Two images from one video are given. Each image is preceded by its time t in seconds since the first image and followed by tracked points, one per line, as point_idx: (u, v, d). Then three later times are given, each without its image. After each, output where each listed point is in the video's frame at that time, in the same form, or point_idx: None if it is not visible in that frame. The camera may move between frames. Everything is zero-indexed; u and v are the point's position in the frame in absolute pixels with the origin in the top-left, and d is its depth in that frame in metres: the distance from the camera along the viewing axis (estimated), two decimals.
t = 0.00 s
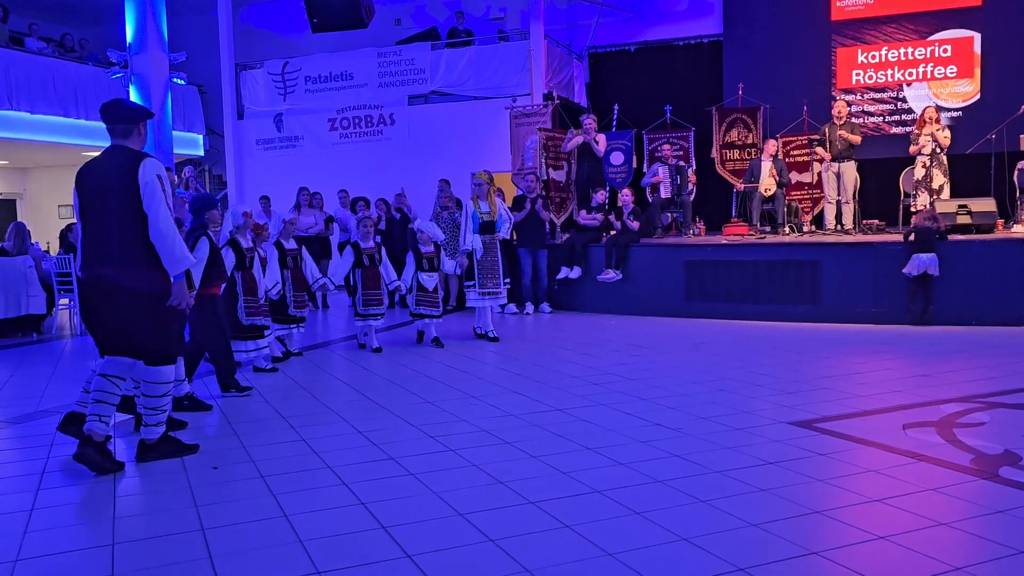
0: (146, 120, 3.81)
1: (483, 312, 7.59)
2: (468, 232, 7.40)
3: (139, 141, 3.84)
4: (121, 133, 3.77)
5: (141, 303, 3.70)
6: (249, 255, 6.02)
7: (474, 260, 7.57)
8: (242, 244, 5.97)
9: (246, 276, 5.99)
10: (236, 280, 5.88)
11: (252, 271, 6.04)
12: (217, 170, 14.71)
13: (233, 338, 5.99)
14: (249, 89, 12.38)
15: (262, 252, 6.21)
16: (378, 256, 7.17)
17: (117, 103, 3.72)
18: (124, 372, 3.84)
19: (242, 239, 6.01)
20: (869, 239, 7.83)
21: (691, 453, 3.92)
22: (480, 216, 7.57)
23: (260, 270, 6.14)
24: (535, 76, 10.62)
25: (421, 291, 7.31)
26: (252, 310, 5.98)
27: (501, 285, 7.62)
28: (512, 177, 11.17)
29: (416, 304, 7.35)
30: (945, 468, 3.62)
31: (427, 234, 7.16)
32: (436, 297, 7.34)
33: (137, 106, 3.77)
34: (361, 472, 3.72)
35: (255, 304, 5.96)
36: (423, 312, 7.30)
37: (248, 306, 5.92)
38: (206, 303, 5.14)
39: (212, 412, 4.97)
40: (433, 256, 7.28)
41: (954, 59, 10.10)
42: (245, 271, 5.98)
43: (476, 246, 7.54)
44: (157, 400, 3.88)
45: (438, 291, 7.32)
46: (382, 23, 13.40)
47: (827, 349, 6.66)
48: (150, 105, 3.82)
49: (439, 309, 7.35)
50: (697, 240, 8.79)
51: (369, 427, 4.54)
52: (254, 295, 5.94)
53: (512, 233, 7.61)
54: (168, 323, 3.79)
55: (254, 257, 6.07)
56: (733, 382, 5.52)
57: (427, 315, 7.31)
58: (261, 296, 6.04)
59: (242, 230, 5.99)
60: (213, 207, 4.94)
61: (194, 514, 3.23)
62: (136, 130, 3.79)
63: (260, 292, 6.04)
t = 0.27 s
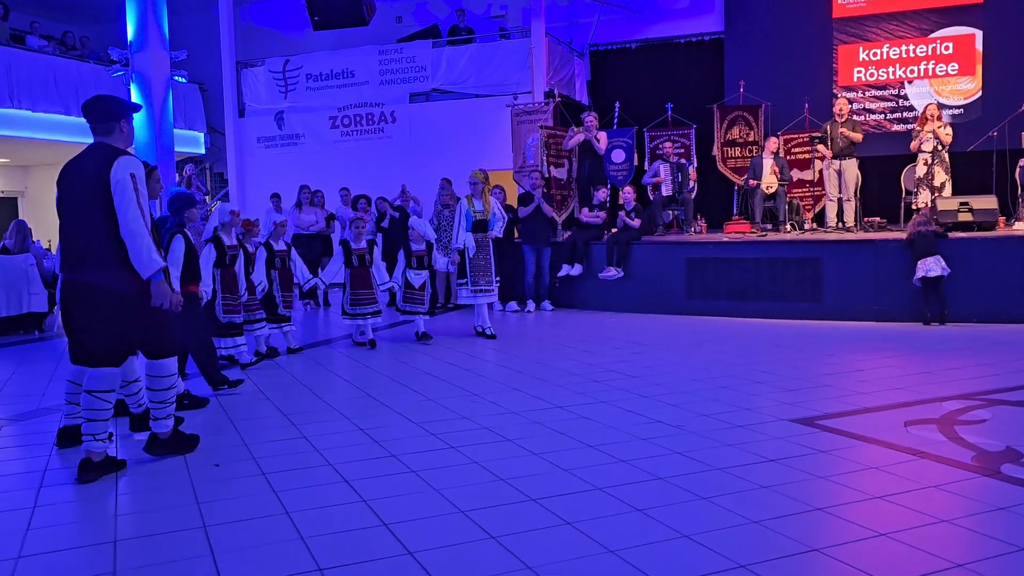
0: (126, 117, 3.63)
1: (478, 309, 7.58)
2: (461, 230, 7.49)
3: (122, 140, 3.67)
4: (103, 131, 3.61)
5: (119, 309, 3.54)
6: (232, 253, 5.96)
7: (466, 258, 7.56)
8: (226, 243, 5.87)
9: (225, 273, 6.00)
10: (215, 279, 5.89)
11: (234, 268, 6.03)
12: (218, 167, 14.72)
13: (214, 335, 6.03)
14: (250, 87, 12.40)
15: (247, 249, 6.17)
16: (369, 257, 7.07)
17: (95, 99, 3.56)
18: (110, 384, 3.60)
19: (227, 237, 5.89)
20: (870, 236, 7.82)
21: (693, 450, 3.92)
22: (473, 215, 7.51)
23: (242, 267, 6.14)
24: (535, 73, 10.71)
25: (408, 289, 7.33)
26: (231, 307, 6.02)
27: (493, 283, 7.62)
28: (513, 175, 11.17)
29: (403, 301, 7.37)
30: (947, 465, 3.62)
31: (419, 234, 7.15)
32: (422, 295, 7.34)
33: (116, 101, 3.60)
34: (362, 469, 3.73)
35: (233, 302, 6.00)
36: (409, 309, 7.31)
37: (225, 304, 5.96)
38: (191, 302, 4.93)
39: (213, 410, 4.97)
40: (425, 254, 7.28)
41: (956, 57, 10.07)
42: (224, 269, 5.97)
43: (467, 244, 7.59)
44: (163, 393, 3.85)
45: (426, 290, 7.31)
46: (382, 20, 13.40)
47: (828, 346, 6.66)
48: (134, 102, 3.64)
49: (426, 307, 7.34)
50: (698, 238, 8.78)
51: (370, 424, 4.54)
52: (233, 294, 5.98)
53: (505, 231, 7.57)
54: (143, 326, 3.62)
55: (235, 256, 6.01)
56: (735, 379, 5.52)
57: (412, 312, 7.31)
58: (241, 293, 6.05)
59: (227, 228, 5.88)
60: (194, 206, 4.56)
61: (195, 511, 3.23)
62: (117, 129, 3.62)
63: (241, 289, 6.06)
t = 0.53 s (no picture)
0: (129, 115, 3.53)
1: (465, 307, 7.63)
2: (451, 228, 7.48)
3: (122, 138, 3.57)
4: (103, 129, 3.52)
5: (98, 311, 3.37)
6: (220, 252, 5.95)
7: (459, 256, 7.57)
8: (213, 242, 5.86)
9: (213, 272, 5.97)
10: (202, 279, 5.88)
11: (223, 267, 6.01)
12: (219, 166, 14.71)
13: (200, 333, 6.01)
14: (252, 85, 12.40)
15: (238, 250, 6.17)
16: (359, 254, 7.13)
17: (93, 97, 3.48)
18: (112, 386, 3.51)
19: (215, 236, 5.90)
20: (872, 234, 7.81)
21: (696, 448, 3.92)
22: (465, 211, 7.50)
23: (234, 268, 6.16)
24: (537, 71, 10.66)
25: (400, 286, 7.39)
26: (218, 307, 6.00)
27: (485, 280, 7.62)
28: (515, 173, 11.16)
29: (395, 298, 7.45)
30: (950, 463, 3.62)
31: (410, 231, 7.17)
32: (414, 292, 7.40)
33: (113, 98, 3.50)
34: (364, 467, 3.73)
35: (219, 301, 5.97)
36: (400, 306, 7.42)
37: (211, 303, 5.92)
38: (177, 301, 4.97)
39: (215, 408, 4.97)
40: (415, 252, 7.28)
41: (958, 54, 10.05)
42: (212, 269, 5.94)
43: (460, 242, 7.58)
44: (149, 402, 3.56)
45: (417, 287, 7.37)
46: (383, 19, 13.40)
47: (830, 344, 6.66)
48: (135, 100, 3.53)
49: (418, 305, 7.44)
50: (700, 236, 8.77)
51: (371, 422, 4.54)
52: (218, 295, 5.95)
53: (500, 229, 7.49)
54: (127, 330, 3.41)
55: (225, 254, 6.00)
56: (736, 377, 5.52)
57: (403, 309, 7.42)
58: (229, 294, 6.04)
59: (214, 227, 5.87)
60: (181, 203, 4.76)
61: (198, 509, 3.24)
62: (118, 126, 3.53)
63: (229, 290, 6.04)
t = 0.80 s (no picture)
0: (134, 107, 3.39)
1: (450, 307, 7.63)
2: (439, 227, 7.48)
3: (128, 132, 3.44)
4: (109, 122, 3.40)
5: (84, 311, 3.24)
6: (215, 253, 5.89)
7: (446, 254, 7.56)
8: (207, 243, 5.81)
9: (211, 273, 5.90)
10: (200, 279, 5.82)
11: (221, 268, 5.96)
12: (221, 165, 14.72)
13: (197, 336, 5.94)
14: (253, 84, 12.42)
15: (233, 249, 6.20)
16: (346, 254, 7.19)
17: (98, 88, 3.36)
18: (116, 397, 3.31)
19: (209, 237, 5.85)
20: (874, 232, 7.81)
21: (697, 447, 3.92)
22: (452, 211, 7.51)
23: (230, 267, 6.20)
24: (539, 69, 10.65)
25: (386, 286, 7.29)
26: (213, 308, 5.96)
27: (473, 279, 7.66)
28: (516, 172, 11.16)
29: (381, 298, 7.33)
30: (951, 461, 3.62)
31: (394, 229, 7.12)
32: (399, 292, 7.30)
33: (119, 90, 3.38)
34: (365, 466, 3.74)
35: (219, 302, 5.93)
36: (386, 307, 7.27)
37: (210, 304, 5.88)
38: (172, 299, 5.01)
39: (216, 407, 4.98)
40: (398, 251, 7.20)
41: (959, 52, 10.04)
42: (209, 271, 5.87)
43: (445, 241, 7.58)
44: (120, 420, 3.31)
45: (403, 288, 7.26)
46: (385, 18, 13.40)
47: (832, 342, 6.66)
48: (139, 93, 3.37)
49: (405, 304, 7.32)
50: (702, 234, 8.78)
51: (372, 421, 4.55)
52: (219, 294, 5.91)
53: (491, 230, 7.45)
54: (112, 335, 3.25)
55: (221, 255, 5.94)
56: (738, 375, 5.52)
57: (390, 309, 7.27)
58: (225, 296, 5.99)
59: (209, 227, 5.85)
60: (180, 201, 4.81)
61: (200, 508, 3.24)
62: (124, 119, 3.40)
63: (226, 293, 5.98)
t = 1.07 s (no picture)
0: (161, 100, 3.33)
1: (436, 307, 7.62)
2: (423, 227, 7.60)
3: (156, 126, 3.38)
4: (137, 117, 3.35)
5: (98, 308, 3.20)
6: (211, 252, 5.89)
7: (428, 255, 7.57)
8: (204, 242, 5.82)
9: (209, 272, 5.89)
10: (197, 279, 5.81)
11: (218, 269, 5.95)
12: (222, 163, 14.72)
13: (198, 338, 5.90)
14: (254, 83, 12.41)
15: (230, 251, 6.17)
16: (334, 252, 7.16)
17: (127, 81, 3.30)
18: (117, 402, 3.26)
19: (205, 235, 5.85)
20: (875, 230, 7.80)
21: (699, 445, 3.92)
22: (435, 211, 7.56)
23: (229, 268, 6.16)
24: (540, 68, 10.60)
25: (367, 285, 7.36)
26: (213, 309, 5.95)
27: (453, 280, 7.55)
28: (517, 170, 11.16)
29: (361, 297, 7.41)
30: (953, 459, 3.61)
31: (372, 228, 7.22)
32: (378, 291, 7.37)
33: (149, 84, 3.31)
34: (366, 464, 3.74)
35: (219, 303, 5.95)
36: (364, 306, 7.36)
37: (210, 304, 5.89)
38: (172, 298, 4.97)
39: (217, 405, 4.98)
40: (379, 249, 7.31)
41: (961, 50, 10.04)
42: (207, 270, 5.86)
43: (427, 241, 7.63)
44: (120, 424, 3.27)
45: (382, 286, 7.34)
46: (386, 16, 13.41)
47: (833, 340, 6.66)
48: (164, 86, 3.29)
49: (382, 304, 7.40)
50: (702, 233, 8.77)
51: (373, 419, 4.55)
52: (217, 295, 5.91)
53: (479, 231, 7.46)
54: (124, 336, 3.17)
55: (217, 254, 5.94)
56: (739, 374, 5.52)
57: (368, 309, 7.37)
58: (223, 296, 5.99)
59: (205, 226, 5.85)
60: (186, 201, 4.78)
61: (202, 506, 3.24)
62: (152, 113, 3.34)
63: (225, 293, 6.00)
